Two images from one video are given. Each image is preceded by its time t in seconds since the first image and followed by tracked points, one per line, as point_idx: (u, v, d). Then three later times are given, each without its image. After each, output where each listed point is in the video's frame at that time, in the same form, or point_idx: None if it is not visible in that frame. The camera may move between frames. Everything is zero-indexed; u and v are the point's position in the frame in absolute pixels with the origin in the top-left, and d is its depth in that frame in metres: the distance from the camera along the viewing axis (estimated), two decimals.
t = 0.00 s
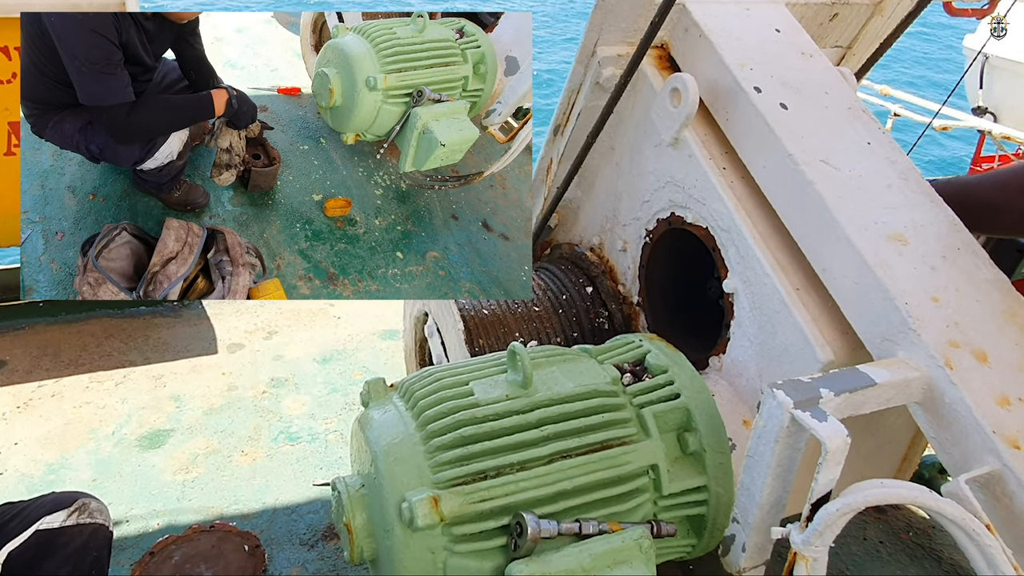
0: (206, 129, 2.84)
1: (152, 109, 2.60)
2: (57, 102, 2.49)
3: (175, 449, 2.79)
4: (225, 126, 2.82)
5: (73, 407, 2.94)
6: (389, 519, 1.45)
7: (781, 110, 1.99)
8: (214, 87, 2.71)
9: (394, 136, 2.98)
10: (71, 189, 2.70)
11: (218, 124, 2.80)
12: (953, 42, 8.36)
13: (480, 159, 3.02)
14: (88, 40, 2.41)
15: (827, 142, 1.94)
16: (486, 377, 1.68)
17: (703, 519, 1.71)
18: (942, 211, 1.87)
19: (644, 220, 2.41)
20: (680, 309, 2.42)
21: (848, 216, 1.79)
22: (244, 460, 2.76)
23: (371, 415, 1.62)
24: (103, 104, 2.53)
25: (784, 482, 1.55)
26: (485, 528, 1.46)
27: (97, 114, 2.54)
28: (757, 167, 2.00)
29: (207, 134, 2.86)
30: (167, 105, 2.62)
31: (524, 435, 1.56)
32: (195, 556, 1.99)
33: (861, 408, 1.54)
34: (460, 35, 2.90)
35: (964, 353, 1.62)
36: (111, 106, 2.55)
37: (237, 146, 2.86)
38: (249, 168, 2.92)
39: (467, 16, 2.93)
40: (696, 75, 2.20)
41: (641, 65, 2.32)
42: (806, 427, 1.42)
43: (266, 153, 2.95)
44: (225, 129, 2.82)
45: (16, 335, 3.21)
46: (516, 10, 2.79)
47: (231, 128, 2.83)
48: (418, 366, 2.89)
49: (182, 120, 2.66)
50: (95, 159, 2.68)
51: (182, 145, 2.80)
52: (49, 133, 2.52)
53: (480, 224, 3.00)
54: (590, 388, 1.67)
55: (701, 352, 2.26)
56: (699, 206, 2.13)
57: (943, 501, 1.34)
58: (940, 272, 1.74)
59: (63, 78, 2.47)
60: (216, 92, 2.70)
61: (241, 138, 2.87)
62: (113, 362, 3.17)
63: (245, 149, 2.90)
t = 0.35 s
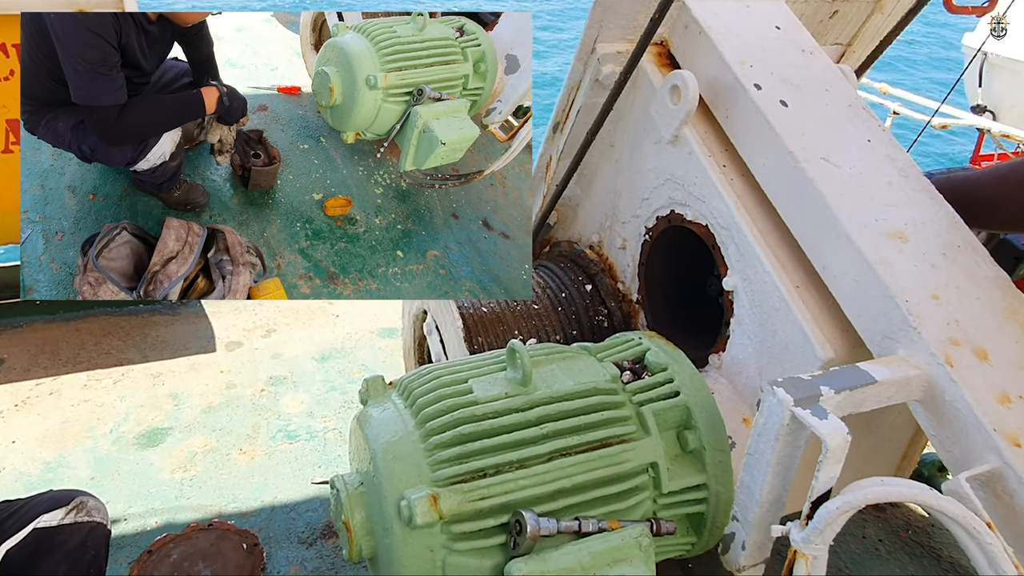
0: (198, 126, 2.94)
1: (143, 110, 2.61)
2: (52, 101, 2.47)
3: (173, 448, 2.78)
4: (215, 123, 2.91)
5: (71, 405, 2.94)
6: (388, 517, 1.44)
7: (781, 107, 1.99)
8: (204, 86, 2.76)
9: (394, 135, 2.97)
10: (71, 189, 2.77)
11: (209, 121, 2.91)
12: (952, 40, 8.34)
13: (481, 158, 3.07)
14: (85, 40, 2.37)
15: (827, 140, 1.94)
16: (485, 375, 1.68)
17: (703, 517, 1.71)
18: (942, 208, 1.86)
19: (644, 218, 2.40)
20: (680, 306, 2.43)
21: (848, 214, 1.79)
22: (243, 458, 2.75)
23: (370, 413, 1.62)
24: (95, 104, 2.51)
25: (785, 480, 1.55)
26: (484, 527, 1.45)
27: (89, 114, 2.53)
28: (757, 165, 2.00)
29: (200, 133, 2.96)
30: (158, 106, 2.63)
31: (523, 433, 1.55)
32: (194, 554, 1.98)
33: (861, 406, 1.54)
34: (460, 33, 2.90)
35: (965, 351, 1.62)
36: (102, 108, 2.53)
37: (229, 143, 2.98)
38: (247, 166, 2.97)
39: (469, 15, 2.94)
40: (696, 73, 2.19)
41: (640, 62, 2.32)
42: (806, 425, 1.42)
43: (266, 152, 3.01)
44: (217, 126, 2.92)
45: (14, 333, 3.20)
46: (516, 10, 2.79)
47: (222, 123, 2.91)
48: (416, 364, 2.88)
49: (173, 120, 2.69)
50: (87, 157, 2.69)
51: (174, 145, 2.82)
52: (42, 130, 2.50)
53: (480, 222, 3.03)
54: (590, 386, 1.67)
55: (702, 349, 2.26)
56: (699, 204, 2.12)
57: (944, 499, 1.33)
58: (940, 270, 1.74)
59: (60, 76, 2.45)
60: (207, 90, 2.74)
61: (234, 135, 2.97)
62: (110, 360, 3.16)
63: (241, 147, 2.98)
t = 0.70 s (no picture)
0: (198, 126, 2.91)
1: (143, 110, 2.62)
2: (53, 100, 2.46)
3: (173, 447, 2.79)
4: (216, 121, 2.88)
5: (70, 404, 2.94)
6: (388, 515, 1.45)
7: (781, 107, 1.99)
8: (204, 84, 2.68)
9: (394, 135, 2.97)
10: (73, 189, 2.77)
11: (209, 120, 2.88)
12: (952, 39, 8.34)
13: (482, 157, 3.03)
14: (87, 41, 2.39)
15: (826, 139, 1.94)
16: (485, 374, 1.68)
17: (702, 515, 1.71)
18: (941, 207, 1.87)
19: (643, 217, 2.41)
20: (679, 306, 2.43)
21: (848, 213, 1.79)
22: (243, 458, 2.75)
23: (370, 413, 1.62)
24: (96, 105, 2.52)
25: (784, 479, 1.55)
26: (483, 525, 1.46)
27: (90, 114, 2.54)
28: (756, 164, 2.00)
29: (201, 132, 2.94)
30: (158, 105, 2.63)
31: (523, 432, 1.55)
32: (194, 553, 2.00)
33: (860, 405, 1.54)
34: (460, 32, 2.89)
35: (964, 351, 1.62)
36: (104, 109, 2.54)
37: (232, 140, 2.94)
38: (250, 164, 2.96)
39: (470, 14, 2.92)
40: (695, 72, 2.19)
41: (640, 62, 2.32)
42: (806, 424, 1.42)
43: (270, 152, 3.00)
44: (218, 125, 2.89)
45: (14, 333, 3.20)
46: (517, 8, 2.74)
47: (223, 121, 2.87)
48: (416, 363, 2.88)
49: (172, 119, 2.68)
50: (88, 156, 2.71)
51: (176, 146, 2.85)
52: (44, 129, 2.49)
53: (481, 222, 3.01)
54: (589, 384, 1.67)
55: (701, 348, 2.27)
56: (699, 203, 2.13)
57: (943, 497, 1.34)
58: (940, 269, 1.74)
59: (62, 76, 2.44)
60: (207, 89, 2.68)
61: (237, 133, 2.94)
62: (110, 358, 3.16)
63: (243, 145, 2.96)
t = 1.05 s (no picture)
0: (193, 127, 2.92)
1: (136, 109, 2.62)
2: (51, 97, 2.45)
3: (173, 445, 2.79)
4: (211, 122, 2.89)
5: (71, 402, 2.94)
6: (387, 514, 1.45)
7: (781, 105, 1.99)
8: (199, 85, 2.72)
9: (394, 134, 2.97)
10: (73, 189, 2.77)
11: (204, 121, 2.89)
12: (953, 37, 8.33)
13: (482, 156, 3.08)
14: (88, 40, 2.38)
15: (826, 138, 1.94)
16: (484, 372, 1.68)
17: (701, 514, 1.71)
18: (941, 206, 1.86)
19: (643, 216, 2.41)
20: (679, 304, 2.43)
21: (848, 213, 1.79)
22: (243, 456, 2.76)
23: (369, 411, 1.62)
24: (90, 102, 2.52)
25: (783, 477, 1.55)
26: (483, 524, 1.46)
27: (84, 113, 2.54)
28: (756, 163, 2.00)
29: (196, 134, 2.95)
30: (153, 105, 2.64)
31: (522, 430, 1.55)
32: (195, 551, 2.01)
33: (860, 404, 1.54)
34: (460, 32, 2.89)
35: (963, 349, 1.62)
36: (96, 106, 2.55)
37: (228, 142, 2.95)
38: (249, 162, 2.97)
39: (470, 14, 2.92)
40: (696, 71, 2.19)
41: (640, 60, 2.32)
42: (806, 423, 1.42)
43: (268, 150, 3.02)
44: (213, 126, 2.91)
45: (15, 331, 3.20)
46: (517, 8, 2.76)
47: (217, 122, 2.88)
48: (416, 361, 2.89)
49: (165, 121, 2.70)
50: (82, 156, 2.72)
51: (168, 146, 2.83)
52: (40, 125, 2.47)
53: (481, 221, 3.04)
54: (589, 383, 1.67)
55: (700, 347, 2.27)
56: (699, 202, 2.13)
57: (942, 497, 1.34)
58: (939, 268, 1.74)
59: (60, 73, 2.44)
60: (200, 89, 2.71)
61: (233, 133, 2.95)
62: (111, 357, 3.16)
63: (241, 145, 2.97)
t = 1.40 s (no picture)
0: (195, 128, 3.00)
1: (134, 108, 2.61)
2: (51, 95, 2.46)
3: (173, 443, 2.78)
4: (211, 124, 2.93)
5: (70, 400, 2.94)
6: (389, 511, 1.45)
7: (782, 103, 1.98)
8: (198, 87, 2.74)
9: (395, 134, 2.96)
10: (74, 190, 2.78)
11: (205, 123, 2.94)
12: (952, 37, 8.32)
13: (482, 156, 3.12)
14: (90, 39, 2.36)
15: (827, 136, 1.94)
16: (486, 370, 1.68)
17: (702, 512, 1.71)
18: (941, 204, 1.86)
19: (644, 214, 2.41)
20: (680, 303, 2.43)
21: (850, 211, 1.79)
22: (243, 454, 2.75)
23: (370, 409, 1.62)
24: (88, 101, 2.50)
25: (784, 474, 1.55)
26: (485, 521, 1.46)
27: (82, 112, 2.53)
28: (757, 161, 2.00)
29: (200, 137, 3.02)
30: (152, 105, 2.64)
31: (523, 428, 1.55)
32: (194, 549, 2.01)
33: (861, 401, 1.54)
34: (460, 31, 2.88)
35: (964, 347, 1.62)
36: (95, 105, 2.52)
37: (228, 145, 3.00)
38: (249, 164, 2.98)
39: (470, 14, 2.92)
40: (697, 68, 2.19)
41: (641, 58, 2.32)
42: (806, 420, 1.42)
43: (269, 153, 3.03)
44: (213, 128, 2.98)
45: (14, 328, 3.19)
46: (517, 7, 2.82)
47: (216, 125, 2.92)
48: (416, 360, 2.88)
49: (164, 121, 2.69)
50: (82, 156, 2.72)
51: (167, 148, 2.85)
52: (41, 124, 2.48)
53: (482, 221, 3.04)
54: (590, 381, 1.67)
55: (701, 345, 2.26)
56: (700, 200, 2.13)
57: (943, 494, 1.34)
58: (940, 266, 1.74)
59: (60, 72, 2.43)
60: (200, 92, 2.72)
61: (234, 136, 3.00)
62: (110, 355, 3.15)
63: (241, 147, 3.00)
